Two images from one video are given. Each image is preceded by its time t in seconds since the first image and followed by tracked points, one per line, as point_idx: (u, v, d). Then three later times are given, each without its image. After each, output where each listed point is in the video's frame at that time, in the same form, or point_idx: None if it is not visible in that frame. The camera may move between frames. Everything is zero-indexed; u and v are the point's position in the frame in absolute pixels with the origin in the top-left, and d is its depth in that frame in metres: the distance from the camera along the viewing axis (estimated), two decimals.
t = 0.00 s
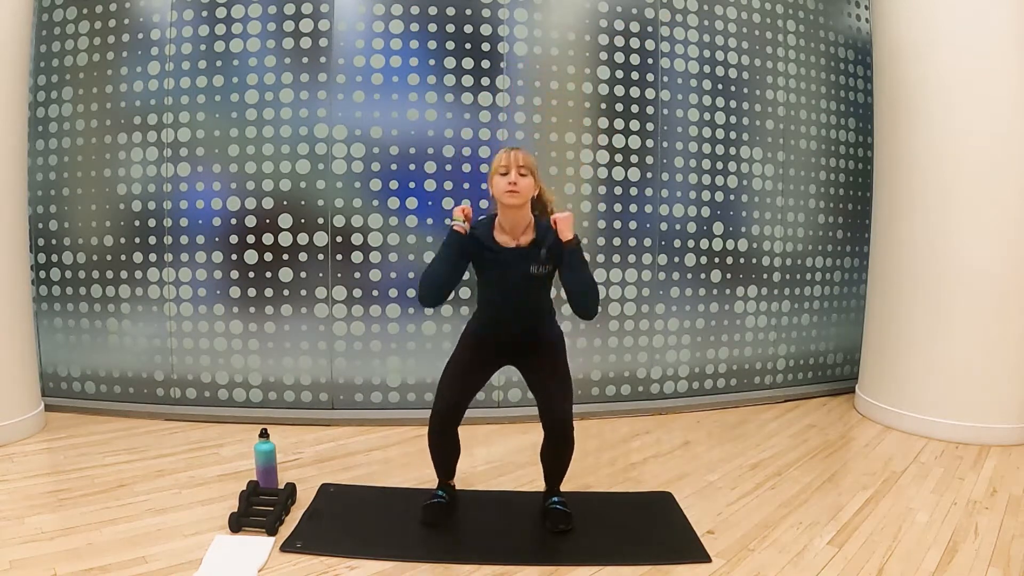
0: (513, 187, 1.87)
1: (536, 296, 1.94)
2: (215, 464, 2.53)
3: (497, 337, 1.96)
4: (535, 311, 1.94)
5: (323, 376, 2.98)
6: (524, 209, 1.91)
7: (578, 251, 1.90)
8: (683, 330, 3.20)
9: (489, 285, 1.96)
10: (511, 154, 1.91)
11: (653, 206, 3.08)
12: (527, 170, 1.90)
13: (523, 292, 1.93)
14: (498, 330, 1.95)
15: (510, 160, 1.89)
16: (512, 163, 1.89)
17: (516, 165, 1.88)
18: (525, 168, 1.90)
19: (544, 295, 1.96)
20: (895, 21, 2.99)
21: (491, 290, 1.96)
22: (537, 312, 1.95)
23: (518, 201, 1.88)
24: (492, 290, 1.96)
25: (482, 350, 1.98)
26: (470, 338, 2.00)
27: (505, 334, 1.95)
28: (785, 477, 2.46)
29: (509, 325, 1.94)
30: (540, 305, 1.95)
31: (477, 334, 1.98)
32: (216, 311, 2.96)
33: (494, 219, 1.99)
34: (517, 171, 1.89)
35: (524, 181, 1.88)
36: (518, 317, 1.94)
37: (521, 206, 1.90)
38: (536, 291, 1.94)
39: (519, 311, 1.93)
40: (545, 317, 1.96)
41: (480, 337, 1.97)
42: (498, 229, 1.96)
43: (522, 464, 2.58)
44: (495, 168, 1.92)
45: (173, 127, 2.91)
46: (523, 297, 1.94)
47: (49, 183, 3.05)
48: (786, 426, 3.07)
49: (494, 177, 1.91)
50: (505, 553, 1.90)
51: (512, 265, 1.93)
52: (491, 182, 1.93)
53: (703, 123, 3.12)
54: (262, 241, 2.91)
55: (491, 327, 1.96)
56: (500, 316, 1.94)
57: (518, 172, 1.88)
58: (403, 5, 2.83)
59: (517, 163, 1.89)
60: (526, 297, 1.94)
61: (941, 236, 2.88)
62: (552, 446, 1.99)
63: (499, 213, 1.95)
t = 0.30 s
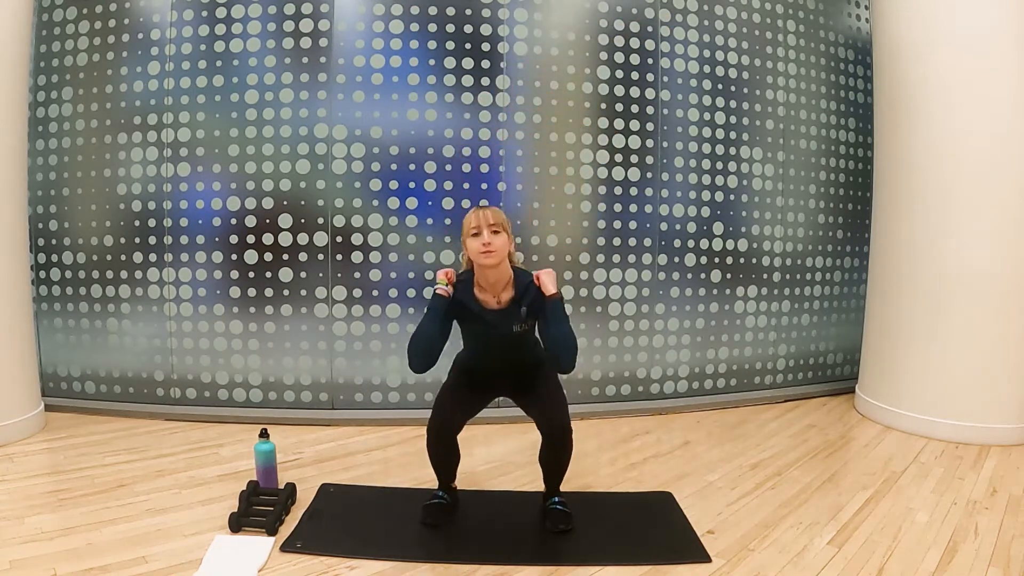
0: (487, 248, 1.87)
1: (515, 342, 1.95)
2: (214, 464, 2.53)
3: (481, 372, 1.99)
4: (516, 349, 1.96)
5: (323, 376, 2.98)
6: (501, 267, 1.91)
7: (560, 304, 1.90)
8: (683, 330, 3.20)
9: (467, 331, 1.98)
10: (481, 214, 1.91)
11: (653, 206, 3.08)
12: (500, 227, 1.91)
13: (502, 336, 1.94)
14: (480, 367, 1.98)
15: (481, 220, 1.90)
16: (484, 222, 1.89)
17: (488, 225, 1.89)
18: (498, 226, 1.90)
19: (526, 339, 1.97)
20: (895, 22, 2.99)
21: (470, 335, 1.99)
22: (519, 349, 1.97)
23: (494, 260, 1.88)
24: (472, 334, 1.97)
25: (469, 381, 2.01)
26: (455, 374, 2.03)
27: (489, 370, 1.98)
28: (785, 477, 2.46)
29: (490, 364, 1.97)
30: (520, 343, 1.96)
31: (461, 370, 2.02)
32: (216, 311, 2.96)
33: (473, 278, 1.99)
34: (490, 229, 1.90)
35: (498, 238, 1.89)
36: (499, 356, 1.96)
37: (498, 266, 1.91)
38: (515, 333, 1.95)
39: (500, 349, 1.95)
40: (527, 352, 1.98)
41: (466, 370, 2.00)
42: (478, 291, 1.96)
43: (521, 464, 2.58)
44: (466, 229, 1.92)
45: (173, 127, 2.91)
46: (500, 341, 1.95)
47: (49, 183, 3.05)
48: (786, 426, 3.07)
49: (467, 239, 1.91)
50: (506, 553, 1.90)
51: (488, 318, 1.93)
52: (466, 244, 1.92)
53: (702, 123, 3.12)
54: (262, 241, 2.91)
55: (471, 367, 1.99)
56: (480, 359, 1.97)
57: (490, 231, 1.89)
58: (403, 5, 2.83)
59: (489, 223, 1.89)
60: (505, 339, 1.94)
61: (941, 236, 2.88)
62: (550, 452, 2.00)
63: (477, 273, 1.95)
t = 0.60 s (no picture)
0: (443, 144, 1.86)
1: (490, 218, 1.94)
2: (214, 464, 2.53)
3: (469, 310, 1.97)
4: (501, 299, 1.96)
5: (323, 376, 2.98)
6: (461, 158, 1.90)
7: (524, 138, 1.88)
8: (683, 330, 3.20)
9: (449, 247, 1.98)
10: (428, 113, 1.88)
11: (653, 206, 3.08)
12: (451, 122, 1.88)
13: (480, 238, 1.94)
14: (465, 302, 1.97)
15: (431, 119, 1.87)
16: (434, 121, 1.87)
17: (439, 122, 1.86)
18: (449, 120, 1.87)
19: (501, 215, 1.95)
20: (895, 22, 3.00)
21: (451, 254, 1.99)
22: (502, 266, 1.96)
23: (453, 155, 1.87)
24: (456, 274, 1.98)
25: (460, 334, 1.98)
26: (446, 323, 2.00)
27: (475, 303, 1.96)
28: (785, 477, 2.46)
29: (475, 293, 1.96)
30: (501, 250, 1.97)
31: (450, 319, 1.99)
32: (216, 311, 2.96)
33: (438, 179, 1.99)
34: (442, 126, 1.87)
35: (452, 134, 1.87)
36: (482, 284, 1.95)
37: (458, 156, 1.89)
38: (494, 225, 1.95)
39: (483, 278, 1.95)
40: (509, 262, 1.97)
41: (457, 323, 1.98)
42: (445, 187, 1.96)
43: (521, 464, 2.58)
44: (418, 131, 1.90)
45: (173, 127, 2.91)
46: (480, 249, 1.95)
47: (49, 183, 3.05)
48: (786, 426, 3.07)
49: (422, 140, 1.89)
50: (506, 553, 1.90)
51: (460, 208, 1.93)
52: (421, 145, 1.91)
53: (702, 123, 3.12)
54: (262, 241, 2.91)
55: (458, 301, 1.98)
56: (463, 285, 1.96)
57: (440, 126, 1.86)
58: (403, 5, 2.83)
59: (439, 120, 1.87)
60: (484, 244, 1.95)
61: (941, 236, 2.88)
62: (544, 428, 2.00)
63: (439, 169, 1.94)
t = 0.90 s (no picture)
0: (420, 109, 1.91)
1: (467, 175, 1.93)
2: (214, 464, 2.53)
3: (466, 290, 2.01)
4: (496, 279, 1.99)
5: (323, 376, 2.98)
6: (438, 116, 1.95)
7: (433, 20, 1.88)
8: (683, 330, 3.20)
9: (434, 209, 1.98)
10: (399, 78, 1.91)
11: (653, 206, 3.08)
12: (427, 87, 1.92)
13: (462, 197, 1.93)
14: (454, 268, 1.98)
15: (407, 85, 1.90)
16: (410, 87, 1.90)
17: (415, 89, 1.90)
18: (425, 87, 1.91)
19: (474, 160, 1.95)
20: (895, 22, 2.99)
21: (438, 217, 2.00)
22: (490, 229, 1.96)
23: (430, 120, 1.93)
24: (450, 254, 1.97)
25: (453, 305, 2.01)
26: (439, 293, 2.03)
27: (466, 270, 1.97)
28: (785, 477, 2.46)
29: (465, 261, 1.96)
30: (487, 212, 1.96)
31: (445, 300, 2.01)
32: (215, 311, 2.96)
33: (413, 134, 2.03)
34: (418, 92, 1.91)
35: (427, 99, 1.92)
36: (471, 249, 1.95)
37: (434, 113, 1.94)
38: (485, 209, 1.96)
39: (471, 243, 1.95)
40: (495, 222, 1.97)
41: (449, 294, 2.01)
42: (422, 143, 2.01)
43: (521, 464, 2.57)
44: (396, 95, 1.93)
45: (173, 127, 2.91)
46: (465, 211, 1.95)
47: (49, 183, 3.05)
48: (786, 426, 3.07)
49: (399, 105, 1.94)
50: (506, 553, 1.90)
51: (454, 195, 1.93)
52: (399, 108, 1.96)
53: (703, 123, 3.12)
54: (262, 241, 2.91)
55: (450, 273, 1.99)
56: (452, 251, 1.97)
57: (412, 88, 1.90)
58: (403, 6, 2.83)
59: (415, 87, 1.90)
60: (469, 206, 1.95)
61: (941, 236, 2.88)
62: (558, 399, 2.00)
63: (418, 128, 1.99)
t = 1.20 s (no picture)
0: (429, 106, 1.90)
1: (466, 177, 1.92)
2: (214, 464, 2.53)
3: (464, 294, 2.01)
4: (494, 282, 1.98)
5: (323, 376, 2.98)
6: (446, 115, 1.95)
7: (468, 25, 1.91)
8: (683, 330, 3.20)
9: (432, 209, 1.98)
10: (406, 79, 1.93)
11: (653, 206, 3.08)
12: (437, 87, 1.92)
13: (460, 200, 1.92)
14: (452, 271, 1.97)
15: (418, 84, 1.90)
16: (421, 85, 1.90)
17: (425, 88, 1.90)
18: (435, 86, 1.92)
19: (476, 163, 1.93)
20: (895, 22, 2.99)
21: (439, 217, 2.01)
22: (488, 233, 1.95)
23: (438, 120, 1.93)
24: (447, 256, 1.97)
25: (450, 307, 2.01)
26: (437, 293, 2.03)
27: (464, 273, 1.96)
28: (785, 477, 2.46)
29: (463, 264, 1.95)
30: (484, 216, 1.95)
31: (442, 302, 2.02)
32: (215, 311, 2.96)
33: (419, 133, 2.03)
34: (428, 91, 1.92)
35: (437, 99, 1.92)
36: (469, 254, 1.95)
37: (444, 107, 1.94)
38: (483, 211, 1.94)
39: (469, 247, 1.94)
40: (494, 225, 1.96)
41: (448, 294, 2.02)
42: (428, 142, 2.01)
43: (521, 464, 2.57)
44: (405, 93, 1.93)
45: (173, 127, 2.91)
46: (462, 213, 1.94)
47: (49, 183, 3.05)
48: (786, 426, 3.06)
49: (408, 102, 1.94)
50: (505, 554, 1.90)
51: (452, 195, 1.92)
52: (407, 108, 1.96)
53: (702, 123, 3.12)
54: (262, 241, 2.91)
55: (448, 274, 1.99)
56: (449, 253, 1.97)
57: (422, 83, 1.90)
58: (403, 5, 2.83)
59: (426, 85, 1.90)
60: (465, 208, 1.93)
61: (941, 236, 2.88)
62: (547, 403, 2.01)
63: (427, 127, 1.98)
